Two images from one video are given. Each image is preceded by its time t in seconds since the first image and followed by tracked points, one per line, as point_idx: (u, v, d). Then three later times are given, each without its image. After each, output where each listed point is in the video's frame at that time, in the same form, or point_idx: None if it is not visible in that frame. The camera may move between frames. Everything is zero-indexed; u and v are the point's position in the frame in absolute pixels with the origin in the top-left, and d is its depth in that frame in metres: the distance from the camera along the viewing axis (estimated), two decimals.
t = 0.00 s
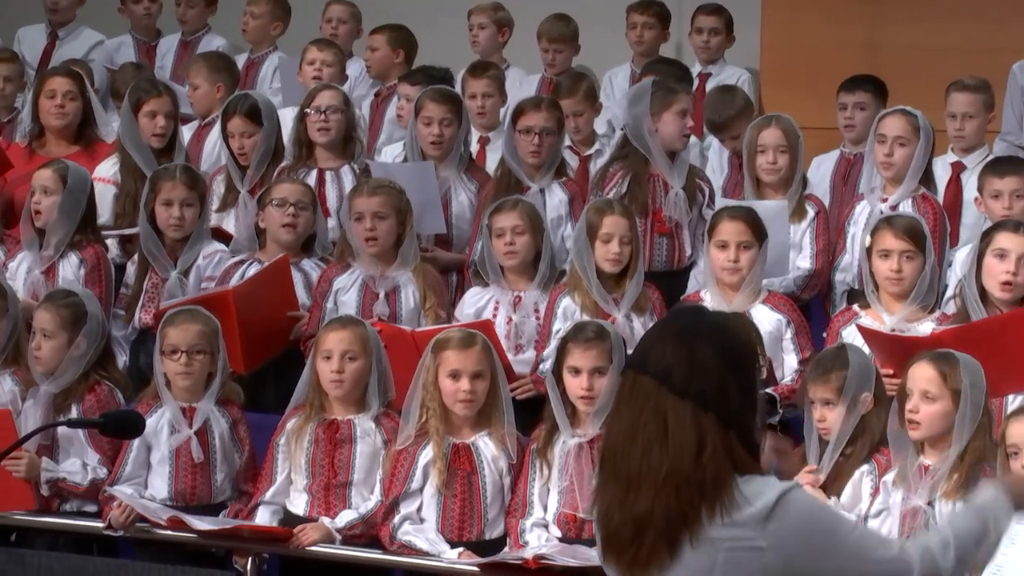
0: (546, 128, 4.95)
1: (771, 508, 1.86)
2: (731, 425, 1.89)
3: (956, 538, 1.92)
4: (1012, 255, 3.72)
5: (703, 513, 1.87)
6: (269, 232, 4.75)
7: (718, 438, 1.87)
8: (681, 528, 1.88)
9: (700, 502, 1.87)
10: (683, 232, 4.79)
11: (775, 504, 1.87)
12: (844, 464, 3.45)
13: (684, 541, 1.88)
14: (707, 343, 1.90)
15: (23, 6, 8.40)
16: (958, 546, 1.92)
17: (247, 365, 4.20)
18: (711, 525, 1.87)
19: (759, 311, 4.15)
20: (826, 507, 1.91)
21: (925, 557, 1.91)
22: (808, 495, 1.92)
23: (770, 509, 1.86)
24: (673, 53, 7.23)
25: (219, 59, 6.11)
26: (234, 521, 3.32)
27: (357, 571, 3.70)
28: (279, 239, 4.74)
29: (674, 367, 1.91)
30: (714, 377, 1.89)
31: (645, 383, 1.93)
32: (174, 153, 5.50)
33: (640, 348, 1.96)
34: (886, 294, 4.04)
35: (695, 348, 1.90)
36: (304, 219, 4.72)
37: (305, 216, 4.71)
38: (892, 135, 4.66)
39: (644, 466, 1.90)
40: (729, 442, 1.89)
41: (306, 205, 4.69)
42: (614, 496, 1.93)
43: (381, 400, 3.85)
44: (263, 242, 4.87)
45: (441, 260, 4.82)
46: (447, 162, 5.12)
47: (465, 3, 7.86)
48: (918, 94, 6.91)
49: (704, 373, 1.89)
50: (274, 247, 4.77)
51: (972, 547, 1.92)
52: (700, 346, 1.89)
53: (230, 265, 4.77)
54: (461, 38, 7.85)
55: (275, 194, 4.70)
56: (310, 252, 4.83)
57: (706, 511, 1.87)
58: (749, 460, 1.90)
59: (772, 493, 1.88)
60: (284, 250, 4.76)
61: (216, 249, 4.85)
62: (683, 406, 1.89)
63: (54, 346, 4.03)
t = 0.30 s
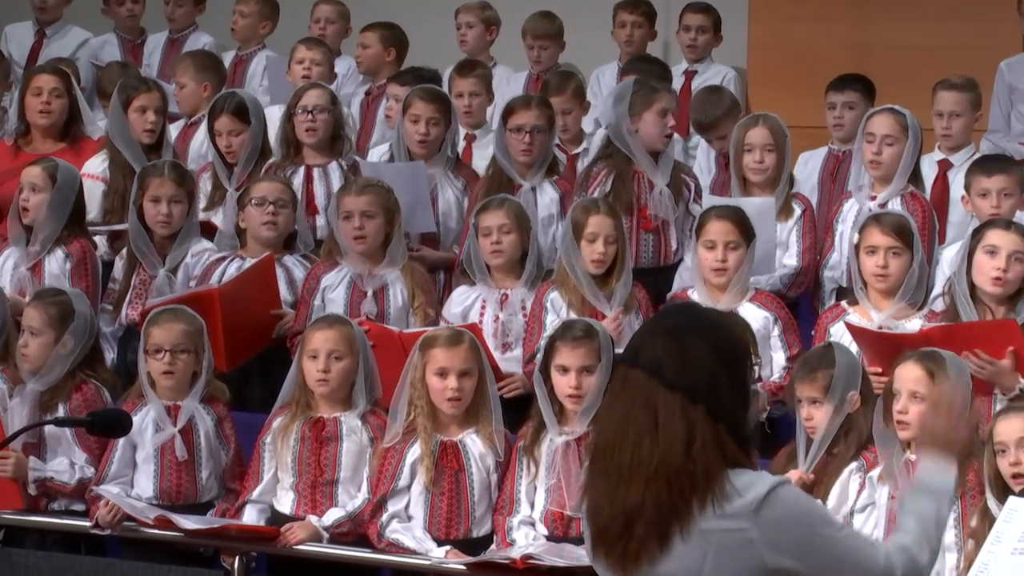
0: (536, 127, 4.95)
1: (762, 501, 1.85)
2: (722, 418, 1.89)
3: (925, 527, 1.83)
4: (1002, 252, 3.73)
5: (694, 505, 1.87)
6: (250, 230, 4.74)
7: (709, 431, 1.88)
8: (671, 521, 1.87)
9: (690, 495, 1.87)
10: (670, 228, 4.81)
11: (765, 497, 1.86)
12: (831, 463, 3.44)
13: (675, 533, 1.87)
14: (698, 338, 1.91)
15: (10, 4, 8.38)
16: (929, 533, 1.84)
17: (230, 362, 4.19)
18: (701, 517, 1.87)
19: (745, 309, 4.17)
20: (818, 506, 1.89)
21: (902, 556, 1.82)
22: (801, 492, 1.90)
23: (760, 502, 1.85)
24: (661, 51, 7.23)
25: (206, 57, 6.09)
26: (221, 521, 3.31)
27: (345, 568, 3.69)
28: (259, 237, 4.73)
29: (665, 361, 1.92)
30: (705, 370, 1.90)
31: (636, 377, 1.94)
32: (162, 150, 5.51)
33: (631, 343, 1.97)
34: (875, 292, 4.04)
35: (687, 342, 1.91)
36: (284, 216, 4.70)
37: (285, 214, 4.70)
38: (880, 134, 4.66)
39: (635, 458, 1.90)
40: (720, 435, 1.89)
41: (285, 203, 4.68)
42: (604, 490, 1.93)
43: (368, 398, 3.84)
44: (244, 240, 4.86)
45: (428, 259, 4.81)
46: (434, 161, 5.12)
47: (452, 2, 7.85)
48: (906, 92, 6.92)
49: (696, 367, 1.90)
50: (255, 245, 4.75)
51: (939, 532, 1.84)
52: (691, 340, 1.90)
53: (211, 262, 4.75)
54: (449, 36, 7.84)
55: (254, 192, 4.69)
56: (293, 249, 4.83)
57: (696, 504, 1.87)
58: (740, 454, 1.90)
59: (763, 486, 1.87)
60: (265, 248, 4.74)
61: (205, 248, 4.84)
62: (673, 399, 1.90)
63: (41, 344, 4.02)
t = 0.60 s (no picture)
0: (520, 125, 4.95)
1: (749, 503, 1.84)
2: (708, 422, 1.89)
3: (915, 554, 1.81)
4: (993, 251, 3.74)
5: (683, 511, 1.86)
6: (234, 229, 4.73)
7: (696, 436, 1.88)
8: (660, 527, 1.87)
9: (679, 500, 1.86)
10: (653, 229, 4.80)
11: (752, 500, 1.84)
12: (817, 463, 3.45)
13: (664, 539, 1.87)
14: (678, 342, 1.90)
15: None
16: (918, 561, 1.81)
17: (214, 362, 4.19)
18: (690, 521, 1.86)
19: (731, 308, 4.17)
20: (807, 512, 1.87)
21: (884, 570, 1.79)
22: (790, 496, 1.88)
23: (747, 505, 1.84)
24: (647, 50, 7.24)
25: (192, 56, 6.08)
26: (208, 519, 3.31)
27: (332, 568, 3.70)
28: (242, 236, 4.72)
29: (647, 367, 1.91)
30: (690, 374, 1.89)
31: (620, 385, 1.93)
32: (149, 147, 5.47)
33: (612, 349, 1.96)
34: (862, 290, 4.05)
35: (666, 348, 1.91)
36: (266, 215, 4.70)
37: (267, 212, 4.69)
38: (868, 132, 4.68)
39: (621, 467, 1.90)
40: (709, 438, 1.89)
41: (267, 201, 4.67)
42: (590, 499, 1.92)
43: (353, 397, 3.84)
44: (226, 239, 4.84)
45: (415, 258, 4.81)
46: (420, 160, 5.12)
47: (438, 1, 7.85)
48: (893, 90, 6.92)
49: (678, 372, 1.90)
50: (238, 244, 4.74)
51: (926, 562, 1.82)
52: (671, 345, 1.90)
53: (195, 262, 4.75)
54: (436, 36, 7.84)
55: (235, 191, 4.68)
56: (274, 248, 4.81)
57: (685, 509, 1.86)
58: (727, 454, 1.90)
59: (749, 489, 1.86)
60: (247, 247, 4.73)
61: (191, 245, 4.82)
62: (659, 406, 1.89)
63: (26, 342, 4.01)
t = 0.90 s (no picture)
0: (508, 125, 4.96)
1: (732, 504, 1.85)
2: (697, 417, 1.89)
3: (875, 543, 1.85)
4: (980, 249, 3.75)
5: (668, 504, 1.86)
6: (220, 229, 4.72)
7: (684, 429, 1.88)
8: (645, 520, 1.87)
9: (665, 492, 1.86)
10: (640, 228, 4.80)
11: (736, 501, 1.85)
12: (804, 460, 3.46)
13: (649, 531, 1.87)
14: (671, 334, 1.91)
15: None
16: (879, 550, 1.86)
17: (200, 361, 4.18)
18: (675, 517, 1.86)
19: (719, 307, 4.17)
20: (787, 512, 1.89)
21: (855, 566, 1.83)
22: (771, 498, 1.90)
23: (730, 505, 1.85)
24: (634, 49, 7.25)
25: (179, 54, 6.07)
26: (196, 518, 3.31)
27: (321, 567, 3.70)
28: (229, 235, 4.71)
29: (640, 358, 1.91)
30: (682, 369, 1.90)
31: (611, 374, 1.93)
32: (135, 147, 5.46)
33: (605, 341, 1.96)
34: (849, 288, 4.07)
35: (660, 339, 1.91)
36: (253, 213, 4.68)
37: (254, 210, 4.68)
38: (856, 130, 4.70)
39: (610, 456, 1.90)
40: (696, 432, 1.89)
41: (253, 198, 4.66)
42: (579, 488, 1.92)
43: (338, 395, 3.83)
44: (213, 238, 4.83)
45: (402, 257, 4.80)
46: (407, 160, 5.12)
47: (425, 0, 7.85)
48: (880, 88, 6.94)
49: (671, 365, 1.90)
50: (225, 244, 4.73)
51: (886, 543, 1.86)
52: (665, 337, 1.90)
53: (182, 262, 4.73)
54: (422, 34, 7.83)
55: (223, 189, 4.67)
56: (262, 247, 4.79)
57: (670, 502, 1.86)
58: (713, 451, 1.91)
59: (733, 490, 1.87)
60: (234, 246, 4.72)
61: (178, 245, 4.82)
62: (650, 396, 1.90)
63: (12, 341, 4.00)
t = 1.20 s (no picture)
0: (496, 124, 4.97)
1: (718, 507, 1.86)
2: (684, 418, 1.90)
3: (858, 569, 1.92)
4: (966, 246, 3.76)
5: (654, 505, 1.87)
6: (211, 229, 4.72)
7: (672, 430, 1.88)
8: (631, 520, 1.87)
9: (651, 493, 1.87)
10: (629, 226, 4.81)
11: (721, 503, 1.86)
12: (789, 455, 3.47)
13: (634, 532, 1.88)
14: (660, 335, 1.91)
15: None
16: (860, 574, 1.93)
17: (187, 361, 4.17)
18: (661, 518, 1.87)
19: (707, 306, 4.18)
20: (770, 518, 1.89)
21: None
22: (756, 502, 1.91)
23: (715, 509, 1.85)
24: (620, 48, 7.25)
25: (166, 53, 6.06)
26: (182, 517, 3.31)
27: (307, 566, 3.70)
28: (220, 234, 4.70)
29: (628, 358, 1.91)
30: (671, 371, 1.90)
31: (599, 374, 1.93)
32: (120, 146, 5.43)
33: (593, 341, 1.96)
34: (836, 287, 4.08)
35: (649, 339, 1.91)
36: (243, 211, 4.67)
37: (244, 207, 4.67)
38: (843, 129, 4.70)
39: (597, 456, 1.90)
40: (683, 433, 1.89)
41: (243, 196, 4.65)
42: (566, 487, 1.93)
43: (323, 393, 3.83)
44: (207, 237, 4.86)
45: (389, 257, 4.80)
46: (394, 159, 5.11)
47: None
48: (866, 86, 6.94)
49: (659, 365, 1.90)
50: (216, 242, 4.73)
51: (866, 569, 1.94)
52: (654, 337, 1.90)
53: (173, 261, 4.74)
54: (409, 33, 7.82)
55: (213, 187, 4.67)
56: (255, 245, 4.78)
57: (656, 504, 1.87)
58: (699, 453, 1.91)
59: (718, 492, 1.87)
60: (225, 245, 4.71)
61: (164, 243, 4.84)
62: (638, 396, 1.90)
63: None
